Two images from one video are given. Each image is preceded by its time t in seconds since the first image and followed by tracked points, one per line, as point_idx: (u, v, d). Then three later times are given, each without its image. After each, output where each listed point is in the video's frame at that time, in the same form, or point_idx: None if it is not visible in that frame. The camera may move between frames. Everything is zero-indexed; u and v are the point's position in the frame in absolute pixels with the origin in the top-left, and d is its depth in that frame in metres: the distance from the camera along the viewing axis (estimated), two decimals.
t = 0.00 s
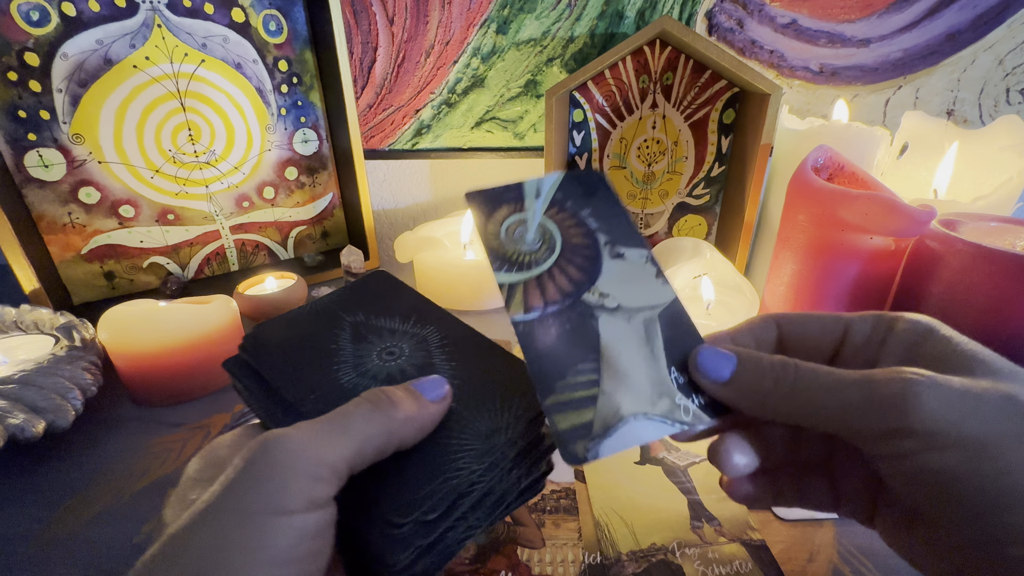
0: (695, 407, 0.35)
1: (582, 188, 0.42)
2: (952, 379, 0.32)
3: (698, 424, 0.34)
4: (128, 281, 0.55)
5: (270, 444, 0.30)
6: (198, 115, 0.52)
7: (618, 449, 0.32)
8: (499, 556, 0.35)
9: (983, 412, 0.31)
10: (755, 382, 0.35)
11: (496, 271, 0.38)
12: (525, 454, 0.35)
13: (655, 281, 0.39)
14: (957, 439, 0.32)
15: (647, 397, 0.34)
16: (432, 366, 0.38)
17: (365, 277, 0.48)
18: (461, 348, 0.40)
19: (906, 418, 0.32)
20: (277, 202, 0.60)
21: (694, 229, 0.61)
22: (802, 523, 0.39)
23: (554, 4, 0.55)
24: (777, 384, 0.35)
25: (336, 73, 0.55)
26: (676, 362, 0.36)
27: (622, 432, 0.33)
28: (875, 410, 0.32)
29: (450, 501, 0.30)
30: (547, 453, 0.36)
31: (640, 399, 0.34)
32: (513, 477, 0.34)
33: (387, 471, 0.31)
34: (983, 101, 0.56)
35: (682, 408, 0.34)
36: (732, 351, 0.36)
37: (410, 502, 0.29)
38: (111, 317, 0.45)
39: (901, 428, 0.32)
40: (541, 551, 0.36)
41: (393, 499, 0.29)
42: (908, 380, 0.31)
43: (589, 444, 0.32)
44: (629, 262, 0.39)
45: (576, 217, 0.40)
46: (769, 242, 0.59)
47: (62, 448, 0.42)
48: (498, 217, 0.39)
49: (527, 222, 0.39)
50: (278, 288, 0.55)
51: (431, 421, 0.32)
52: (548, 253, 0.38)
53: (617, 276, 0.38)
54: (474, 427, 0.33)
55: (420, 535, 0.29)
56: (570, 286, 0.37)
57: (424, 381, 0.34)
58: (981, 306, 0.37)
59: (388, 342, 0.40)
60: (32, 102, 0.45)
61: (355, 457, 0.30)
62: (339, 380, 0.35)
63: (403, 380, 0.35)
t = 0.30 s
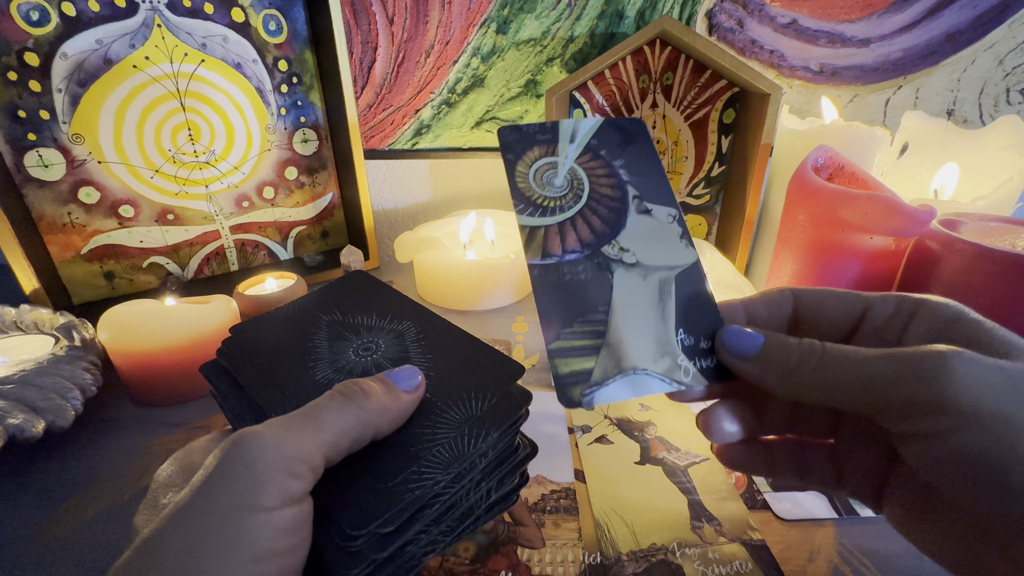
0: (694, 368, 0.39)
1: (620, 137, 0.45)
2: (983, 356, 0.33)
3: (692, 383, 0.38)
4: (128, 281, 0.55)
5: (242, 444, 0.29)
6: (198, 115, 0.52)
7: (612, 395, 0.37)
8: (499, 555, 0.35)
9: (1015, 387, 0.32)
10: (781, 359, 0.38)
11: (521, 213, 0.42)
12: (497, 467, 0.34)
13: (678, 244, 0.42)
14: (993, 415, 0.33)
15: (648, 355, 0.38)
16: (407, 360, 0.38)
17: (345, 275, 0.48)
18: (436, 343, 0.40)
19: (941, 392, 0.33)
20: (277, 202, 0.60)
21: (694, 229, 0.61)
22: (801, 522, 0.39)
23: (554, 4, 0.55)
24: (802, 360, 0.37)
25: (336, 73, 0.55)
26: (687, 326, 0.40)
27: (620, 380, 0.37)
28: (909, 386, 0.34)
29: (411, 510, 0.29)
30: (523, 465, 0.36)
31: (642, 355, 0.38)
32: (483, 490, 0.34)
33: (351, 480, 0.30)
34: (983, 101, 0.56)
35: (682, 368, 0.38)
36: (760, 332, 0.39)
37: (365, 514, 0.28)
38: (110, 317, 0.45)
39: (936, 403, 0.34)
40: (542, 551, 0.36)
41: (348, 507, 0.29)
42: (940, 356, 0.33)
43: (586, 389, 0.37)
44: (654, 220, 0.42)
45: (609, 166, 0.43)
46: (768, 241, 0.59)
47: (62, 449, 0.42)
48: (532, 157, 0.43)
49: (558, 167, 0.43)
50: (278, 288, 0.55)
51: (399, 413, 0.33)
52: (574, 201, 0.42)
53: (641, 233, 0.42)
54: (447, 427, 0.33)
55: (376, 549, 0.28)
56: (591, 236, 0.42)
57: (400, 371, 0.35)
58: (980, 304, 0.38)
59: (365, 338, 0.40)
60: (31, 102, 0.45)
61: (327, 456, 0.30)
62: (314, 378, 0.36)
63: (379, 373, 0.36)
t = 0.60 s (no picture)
0: (694, 356, 0.39)
1: (637, 114, 0.44)
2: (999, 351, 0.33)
3: (690, 371, 0.39)
4: (127, 281, 0.55)
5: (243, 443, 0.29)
6: (198, 115, 0.52)
7: (607, 377, 0.39)
8: (499, 555, 0.35)
9: None
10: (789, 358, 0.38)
11: (532, 187, 0.42)
12: (499, 468, 0.34)
13: (689, 230, 0.42)
14: (1008, 412, 0.32)
15: (647, 341, 0.39)
16: (410, 362, 0.38)
17: (349, 276, 0.48)
18: (439, 345, 0.40)
19: (953, 385, 0.33)
20: (277, 202, 0.60)
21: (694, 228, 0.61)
22: (801, 522, 0.38)
23: (554, 4, 0.55)
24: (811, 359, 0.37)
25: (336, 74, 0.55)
26: (689, 314, 0.40)
27: (617, 363, 0.39)
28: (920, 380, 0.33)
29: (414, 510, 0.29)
30: (524, 467, 0.36)
31: (641, 340, 0.39)
32: (484, 491, 0.34)
33: (353, 480, 0.30)
34: (983, 101, 0.56)
35: (681, 355, 0.39)
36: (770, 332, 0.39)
37: (366, 514, 0.28)
38: (110, 317, 0.45)
39: (948, 398, 0.33)
40: (542, 551, 0.36)
41: (352, 506, 0.29)
42: (952, 351, 0.32)
43: (583, 369, 0.39)
44: (667, 205, 0.42)
45: (624, 145, 0.43)
46: (768, 242, 0.59)
47: (62, 449, 0.42)
48: (545, 129, 0.42)
49: (572, 142, 0.42)
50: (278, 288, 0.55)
51: (401, 415, 0.33)
52: (586, 178, 0.42)
53: (652, 216, 0.42)
54: (450, 427, 0.33)
55: (377, 549, 0.28)
56: (601, 216, 0.42)
57: (401, 372, 0.35)
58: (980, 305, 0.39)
59: (368, 340, 0.40)
60: (32, 102, 0.45)
61: (329, 456, 0.31)
62: (316, 380, 0.36)
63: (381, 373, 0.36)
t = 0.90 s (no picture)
0: (692, 354, 0.39)
1: (641, 102, 0.43)
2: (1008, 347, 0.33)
3: (688, 368, 0.39)
4: (127, 281, 0.55)
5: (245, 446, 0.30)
6: (198, 115, 0.52)
7: (606, 371, 0.39)
8: (500, 555, 0.35)
9: None
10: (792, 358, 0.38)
11: (532, 172, 0.41)
12: (497, 465, 0.34)
13: (690, 224, 0.42)
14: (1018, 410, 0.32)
15: (647, 335, 0.39)
16: (409, 360, 0.38)
17: (349, 279, 0.48)
18: (437, 344, 0.40)
19: (961, 384, 0.33)
20: (277, 202, 0.60)
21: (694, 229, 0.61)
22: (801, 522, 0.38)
23: (554, 4, 0.55)
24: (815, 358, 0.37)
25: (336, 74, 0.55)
26: (689, 310, 0.40)
27: (617, 357, 0.39)
28: (926, 377, 0.33)
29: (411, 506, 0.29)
30: (523, 463, 0.36)
31: (641, 334, 0.39)
32: (482, 488, 0.34)
33: (349, 477, 0.30)
34: (983, 101, 0.56)
35: (680, 351, 0.39)
36: (771, 334, 0.39)
37: (364, 509, 0.28)
38: (111, 317, 0.45)
39: (956, 395, 0.33)
40: (542, 551, 0.36)
41: (349, 503, 0.29)
42: (957, 348, 0.32)
43: (580, 363, 0.39)
44: (668, 197, 0.42)
45: (627, 133, 0.42)
46: (769, 242, 0.59)
47: (62, 449, 0.42)
48: (548, 113, 0.42)
49: (575, 128, 0.41)
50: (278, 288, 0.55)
51: (387, 408, 0.33)
52: (588, 166, 0.41)
53: (652, 208, 0.42)
54: (446, 424, 0.33)
55: (374, 545, 0.28)
56: (602, 206, 0.41)
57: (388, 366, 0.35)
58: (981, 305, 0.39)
59: (367, 340, 0.40)
60: (32, 102, 0.45)
61: (313, 446, 0.31)
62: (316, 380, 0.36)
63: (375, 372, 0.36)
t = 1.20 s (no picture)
0: (694, 346, 0.39)
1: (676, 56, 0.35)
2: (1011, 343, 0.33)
3: (687, 360, 0.39)
4: (127, 281, 0.55)
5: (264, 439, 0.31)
6: (198, 115, 0.52)
7: (607, 353, 0.39)
8: (501, 554, 0.35)
9: None
10: (795, 355, 0.39)
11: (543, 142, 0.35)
12: (482, 458, 0.34)
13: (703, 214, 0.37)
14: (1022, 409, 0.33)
15: (650, 322, 0.39)
16: (391, 355, 0.38)
17: (332, 277, 0.47)
18: (420, 338, 0.40)
19: (968, 380, 0.33)
20: (277, 202, 0.60)
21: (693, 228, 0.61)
22: (801, 522, 0.38)
23: (554, 4, 0.55)
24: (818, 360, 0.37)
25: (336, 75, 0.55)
26: (696, 303, 0.38)
27: (620, 340, 0.39)
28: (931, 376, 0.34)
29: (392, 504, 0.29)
30: (508, 457, 0.35)
31: (645, 321, 0.39)
32: (467, 484, 0.33)
33: (334, 473, 0.30)
34: (983, 101, 0.56)
35: (681, 342, 0.39)
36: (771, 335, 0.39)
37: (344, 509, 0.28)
38: (111, 317, 0.45)
39: (962, 392, 0.33)
40: (542, 551, 0.36)
41: (329, 502, 0.28)
42: (961, 345, 0.32)
43: (582, 345, 0.40)
44: (685, 182, 0.36)
45: (645, 116, 0.35)
46: (768, 241, 0.59)
47: (63, 449, 0.42)
48: (560, 84, 0.34)
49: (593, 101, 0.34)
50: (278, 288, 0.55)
51: (339, 397, 0.34)
52: (604, 145, 0.35)
53: (666, 193, 0.36)
54: (426, 418, 0.32)
55: (354, 546, 0.28)
56: (616, 186, 0.36)
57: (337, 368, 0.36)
58: (980, 305, 0.39)
59: (350, 336, 0.40)
60: (31, 102, 0.45)
61: (263, 429, 0.32)
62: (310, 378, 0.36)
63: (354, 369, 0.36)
